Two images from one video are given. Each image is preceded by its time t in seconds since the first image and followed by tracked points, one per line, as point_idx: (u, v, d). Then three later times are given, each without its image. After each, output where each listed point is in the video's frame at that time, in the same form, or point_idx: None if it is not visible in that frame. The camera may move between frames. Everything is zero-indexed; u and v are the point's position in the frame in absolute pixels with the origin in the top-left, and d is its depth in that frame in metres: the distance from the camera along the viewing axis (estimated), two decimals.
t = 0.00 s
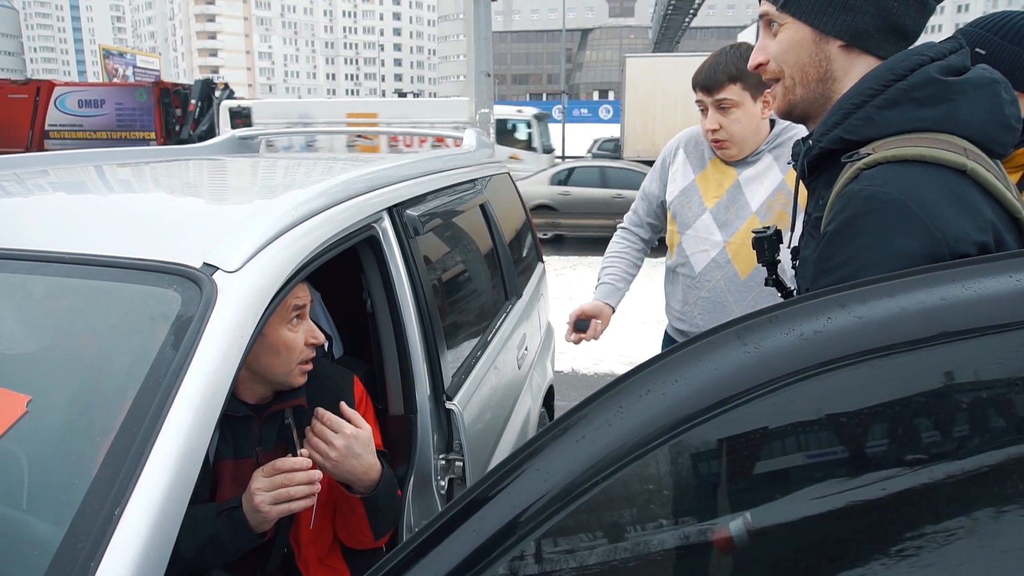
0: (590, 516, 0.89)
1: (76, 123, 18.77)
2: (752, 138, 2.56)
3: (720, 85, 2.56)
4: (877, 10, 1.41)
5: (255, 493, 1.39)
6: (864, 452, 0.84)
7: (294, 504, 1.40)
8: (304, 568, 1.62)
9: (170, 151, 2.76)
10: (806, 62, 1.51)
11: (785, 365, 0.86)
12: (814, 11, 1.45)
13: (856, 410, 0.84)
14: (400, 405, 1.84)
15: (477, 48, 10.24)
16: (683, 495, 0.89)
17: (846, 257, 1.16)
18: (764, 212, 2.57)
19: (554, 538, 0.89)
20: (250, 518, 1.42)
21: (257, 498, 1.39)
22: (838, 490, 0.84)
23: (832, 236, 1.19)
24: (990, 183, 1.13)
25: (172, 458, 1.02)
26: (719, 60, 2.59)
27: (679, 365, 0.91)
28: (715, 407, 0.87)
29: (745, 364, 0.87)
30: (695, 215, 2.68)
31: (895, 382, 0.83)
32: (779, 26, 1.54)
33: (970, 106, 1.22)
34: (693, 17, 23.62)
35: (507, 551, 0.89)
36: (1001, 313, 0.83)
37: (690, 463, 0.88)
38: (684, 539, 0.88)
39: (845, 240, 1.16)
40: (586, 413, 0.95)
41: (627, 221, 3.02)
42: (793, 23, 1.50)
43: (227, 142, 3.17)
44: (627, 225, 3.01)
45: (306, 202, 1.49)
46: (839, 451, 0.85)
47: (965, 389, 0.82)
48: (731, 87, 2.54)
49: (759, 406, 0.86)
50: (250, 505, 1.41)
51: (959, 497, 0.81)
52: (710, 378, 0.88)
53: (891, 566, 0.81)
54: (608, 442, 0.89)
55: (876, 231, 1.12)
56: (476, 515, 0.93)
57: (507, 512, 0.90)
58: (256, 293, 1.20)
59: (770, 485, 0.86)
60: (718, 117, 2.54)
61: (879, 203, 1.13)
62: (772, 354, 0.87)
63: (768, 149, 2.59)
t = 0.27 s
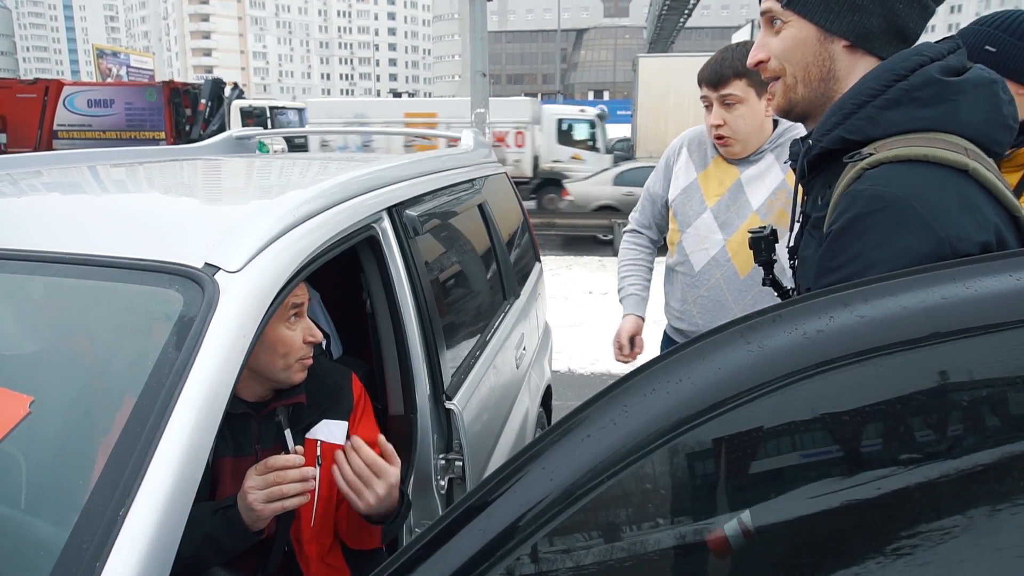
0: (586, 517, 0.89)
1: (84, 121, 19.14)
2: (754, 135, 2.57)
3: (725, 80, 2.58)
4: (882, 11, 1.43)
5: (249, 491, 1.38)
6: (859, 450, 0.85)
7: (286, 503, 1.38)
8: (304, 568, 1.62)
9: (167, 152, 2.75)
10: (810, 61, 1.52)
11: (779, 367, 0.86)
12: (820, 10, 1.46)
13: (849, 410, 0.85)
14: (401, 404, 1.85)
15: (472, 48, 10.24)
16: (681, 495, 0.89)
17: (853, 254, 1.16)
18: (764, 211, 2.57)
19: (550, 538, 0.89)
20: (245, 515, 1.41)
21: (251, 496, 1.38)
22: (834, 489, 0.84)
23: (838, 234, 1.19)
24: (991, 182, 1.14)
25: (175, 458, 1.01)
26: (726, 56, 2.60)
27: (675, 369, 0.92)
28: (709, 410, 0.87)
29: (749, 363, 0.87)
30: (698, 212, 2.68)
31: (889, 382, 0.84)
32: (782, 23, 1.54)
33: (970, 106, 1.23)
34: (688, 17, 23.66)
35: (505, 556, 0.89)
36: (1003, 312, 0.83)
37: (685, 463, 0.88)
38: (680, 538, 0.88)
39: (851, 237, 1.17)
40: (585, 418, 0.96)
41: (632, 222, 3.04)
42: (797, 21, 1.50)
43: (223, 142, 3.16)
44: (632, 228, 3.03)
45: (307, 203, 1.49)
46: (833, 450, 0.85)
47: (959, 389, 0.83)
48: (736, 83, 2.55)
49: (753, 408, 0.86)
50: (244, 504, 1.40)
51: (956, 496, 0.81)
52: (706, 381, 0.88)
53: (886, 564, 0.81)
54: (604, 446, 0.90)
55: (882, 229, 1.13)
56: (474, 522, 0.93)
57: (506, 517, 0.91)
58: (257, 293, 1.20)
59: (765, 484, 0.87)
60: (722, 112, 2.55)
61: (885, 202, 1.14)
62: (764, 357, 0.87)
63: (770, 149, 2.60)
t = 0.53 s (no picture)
0: (581, 518, 0.90)
1: (94, 121, 18.86)
2: (757, 135, 2.59)
3: (728, 80, 2.59)
4: (875, 12, 1.45)
5: (249, 490, 1.38)
6: (852, 449, 0.86)
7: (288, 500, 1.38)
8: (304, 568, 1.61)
9: (164, 152, 2.75)
10: (804, 63, 1.53)
11: (773, 368, 0.87)
12: (814, 13, 1.47)
13: (841, 409, 0.86)
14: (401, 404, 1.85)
15: (465, 48, 10.24)
16: (680, 496, 0.90)
17: (856, 249, 1.17)
18: (764, 213, 2.58)
19: (546, 538, 0.89)
20: (245, 515, 1.40)
21: (252, 495, 1.37)
22: (828, 488, 0.85)
23: (841, 233, 1.20)
24: (989, 181, 1.16)
25: (181, 458, 1.01)
26: (729, 56, 2.62)
27: (672, 372, 0.92)
28: (704, 413, 0.88)
29: (754, 361, 0.88)
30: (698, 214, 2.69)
31: (881, 382, 0.85)
32: (774, 28, 1.55)
33: (968, 105, 1.24)
34: (680, 17, 23.71)
35: (505, 561, 0.89)
36: (1001, 310, 0.84)
37: (679, 462, 0.89)
38: (675, 537, 0.89)
39: (854, 234, 1.18)
40: (583, 423, 0.96)
41: (636, 227, 3.05)
42: (790, 25, 1.51)
43: (220, 142, 3.16)
44: (636, 233, 3.04)
45: (308, 202, 1.49)
46: (826, 449, 0.86)
47: (951, 388, 0.84)
48: (740, 83, 2.56)
49: (747, 409, 0.88)
50: (245, 504, 1.40)
51: (950, 495, 0.83)
52: (702, 384, 0.89)
53: (880, 562, 0.82)
54: (603, 450, 0.90)
55: (882, 227, 1.14)
56: (472, 529, 0.93)
57: (506, 522, 0.91)
58: (259, 293, 1.20)
59: (757, 484, 0.88)
60: (726, 112, 2.56)
61: (886, 201, 1.15)
62: (757, 359, 0.88)
63: (771, 151, 2.62)
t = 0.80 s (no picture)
0: (575, 517, 0.91)
1: (84, 121, 18.78)
2: (753, 136, 2.60)
3: (725, 80, 2.60)
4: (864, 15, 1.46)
5: (249, 490, 1.38)
6: (843, 448, 0.87)
7: (288, 498, 1.38)
8: (304, 568, 1.61)
9: (159, 152, 2.74)
10: (797, 72, 1.54)
11: (765, 370, 0.88)
12: (802, 23, 1.48)
13: (831, 409, 0.87)
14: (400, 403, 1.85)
15: (458, 48, 10.23)
16: (677, 496, 0.90)
17: (859, 249, 1.18)
18: (762, 216, 2.60)
19: (543, 539, 0.90)
20: (246, 514, 1.40)
21: (252, 495, 1.37)
22: (820, 486, 0.86)
23: (842, 233, 1.21)
24: (988, 181, 1.17)
25: (185, 458, 1.01)
26: (726, 56, 2.63)
27: (666, 376, 0.93)
28: (698, 416, 0.89)
29: (758, 359, 0.89)
30: (696, 216, 2.71)
31: (871, 381, 0.86)
32: (764, 41, 1.56)
33: (967, 105, 1.25)
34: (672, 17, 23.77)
35: (505, 565, 0.91)
36: (1001, 308, 0.85)
37: (671, 461, 0.90)
38: (670, 536, 0.90)
39: (855, 234, 1.20)
40: (581, 427, 0.97)
41: (634, 226, 3.06)
42: (779, 37, 1.52)
43: (215, 141, 3.15)
44: (634, 232, 3.05)
45: (307, 202, 1.49)
46: (816, 449, 0.87)
47: (941, 386, 0.85)
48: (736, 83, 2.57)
49: (740, 412, 0.88)
50: (245, 503, 1.39)
51: (944, 494, 0.83)
52: (696, 388, 0.90)
53: (873, 561, 0.83)
54: (600, 455, 0.91)
55: (883, 227, 1.15)
56: (472, 533, 0.95)
57: (506, 525, 0.92)
58: (261, 293, 1.20)
59: (749, 483, 0.88)
60: (722, 112, 2.58)
61: (885, 201, 1.16)
62: (748, 362, 0.89)
63: (769, 151, 2.62)
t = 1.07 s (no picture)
0: (575, 518, 0.91)
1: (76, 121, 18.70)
2: (748, 137, 2.61)
3: (722, 80, 2.61)
4: (857, 17, 1.46)
5: (251, 491, 1.38)
6: (836, 446, 0.88)
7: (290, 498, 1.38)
8: (304, 569, 1.61)
9: (156, 152, 2.73)
10: (794, 76, 1.55)
11: (761, 371, 0.89)
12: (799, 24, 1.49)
13: (822, 408, 0.88)
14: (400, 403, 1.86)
15: (453, 48, 10.24)
16: (674, 495, 0.91)
17: (859, 249, 1.19)
18: (759, 215, 2.61)
19: (540, 540, 0.91)
20: (248, 516, 1.41)
21: (254, 496, 1.38)
22: (814, 485, 0.88)
23: (841, 231, 1.22)
24: (986, 179, 1.18)
25: (190, 457, 1.01)
26: (723, 56, 2.63)
27: (662, 378, 0.94)
28: (697, 416, 0.90)
29: (760, 356, 0.90)
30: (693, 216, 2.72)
31: (864, 379, 0.87)
32: (760, 46, 1.58)
33: (965, 105, 1.26)
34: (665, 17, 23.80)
35: (505, 568, 0.91)
36: (1000, 305, 0.86)
37: (665, 460, 0.91)
38: (665, 535, 0.91)
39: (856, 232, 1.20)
40: (579, 430, 0.98)
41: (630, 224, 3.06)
42: (776, 41, 1.54)
43: (210, 141, 3.14)
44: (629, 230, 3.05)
45: (307, 203, 1.49)
46: (810, 447, 0.88)
47: (933, 385, 0.86)
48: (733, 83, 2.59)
49: (735, 412, 0.89)
50: (247, 504, 1.40)
51: (938, 491, 0.85)
52: (693, 390, 0.91)
53: (867, 557, 0.84)
54: (598, 457, 0.92)
55: (883, 226, 1.16)
56: (471, 538, 0.95)
57: (505, 528, 0.93)
58: (263, 293, 1.20)
59: (742, 482, 0.90)
60: (718, 111, 2.58)
61: (884, 200, 1.17)
62: (743, 363, 0.90)
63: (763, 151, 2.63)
